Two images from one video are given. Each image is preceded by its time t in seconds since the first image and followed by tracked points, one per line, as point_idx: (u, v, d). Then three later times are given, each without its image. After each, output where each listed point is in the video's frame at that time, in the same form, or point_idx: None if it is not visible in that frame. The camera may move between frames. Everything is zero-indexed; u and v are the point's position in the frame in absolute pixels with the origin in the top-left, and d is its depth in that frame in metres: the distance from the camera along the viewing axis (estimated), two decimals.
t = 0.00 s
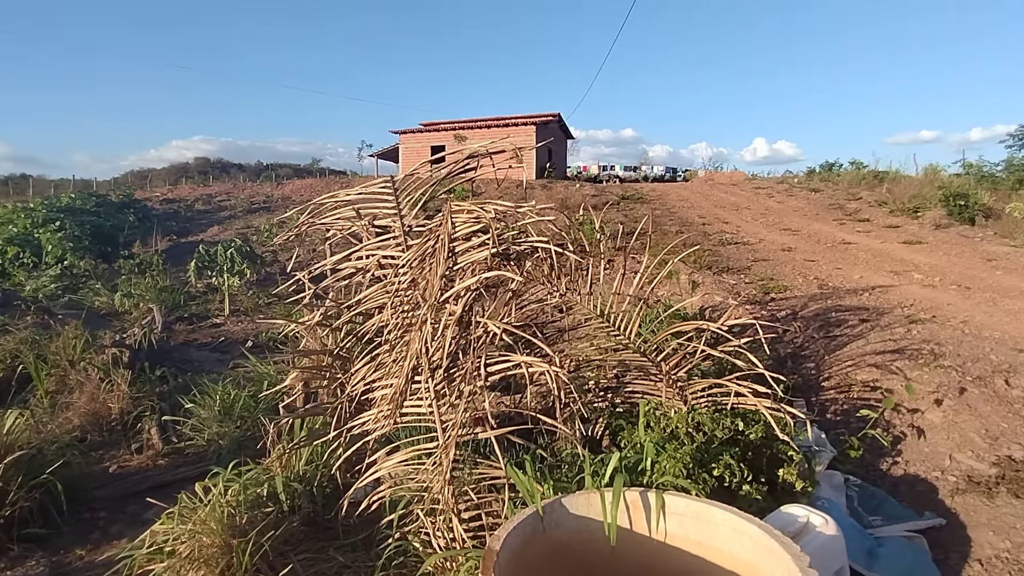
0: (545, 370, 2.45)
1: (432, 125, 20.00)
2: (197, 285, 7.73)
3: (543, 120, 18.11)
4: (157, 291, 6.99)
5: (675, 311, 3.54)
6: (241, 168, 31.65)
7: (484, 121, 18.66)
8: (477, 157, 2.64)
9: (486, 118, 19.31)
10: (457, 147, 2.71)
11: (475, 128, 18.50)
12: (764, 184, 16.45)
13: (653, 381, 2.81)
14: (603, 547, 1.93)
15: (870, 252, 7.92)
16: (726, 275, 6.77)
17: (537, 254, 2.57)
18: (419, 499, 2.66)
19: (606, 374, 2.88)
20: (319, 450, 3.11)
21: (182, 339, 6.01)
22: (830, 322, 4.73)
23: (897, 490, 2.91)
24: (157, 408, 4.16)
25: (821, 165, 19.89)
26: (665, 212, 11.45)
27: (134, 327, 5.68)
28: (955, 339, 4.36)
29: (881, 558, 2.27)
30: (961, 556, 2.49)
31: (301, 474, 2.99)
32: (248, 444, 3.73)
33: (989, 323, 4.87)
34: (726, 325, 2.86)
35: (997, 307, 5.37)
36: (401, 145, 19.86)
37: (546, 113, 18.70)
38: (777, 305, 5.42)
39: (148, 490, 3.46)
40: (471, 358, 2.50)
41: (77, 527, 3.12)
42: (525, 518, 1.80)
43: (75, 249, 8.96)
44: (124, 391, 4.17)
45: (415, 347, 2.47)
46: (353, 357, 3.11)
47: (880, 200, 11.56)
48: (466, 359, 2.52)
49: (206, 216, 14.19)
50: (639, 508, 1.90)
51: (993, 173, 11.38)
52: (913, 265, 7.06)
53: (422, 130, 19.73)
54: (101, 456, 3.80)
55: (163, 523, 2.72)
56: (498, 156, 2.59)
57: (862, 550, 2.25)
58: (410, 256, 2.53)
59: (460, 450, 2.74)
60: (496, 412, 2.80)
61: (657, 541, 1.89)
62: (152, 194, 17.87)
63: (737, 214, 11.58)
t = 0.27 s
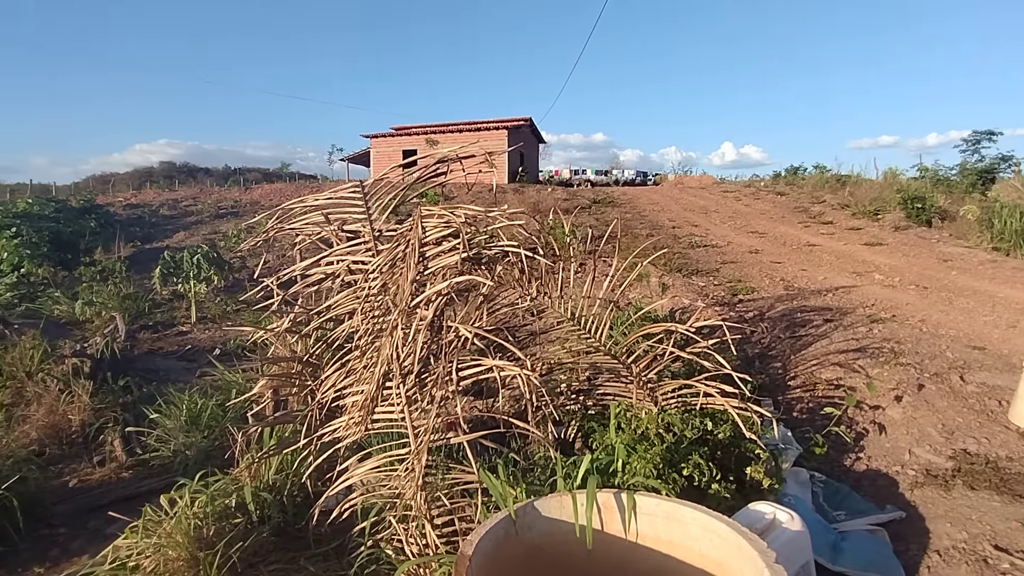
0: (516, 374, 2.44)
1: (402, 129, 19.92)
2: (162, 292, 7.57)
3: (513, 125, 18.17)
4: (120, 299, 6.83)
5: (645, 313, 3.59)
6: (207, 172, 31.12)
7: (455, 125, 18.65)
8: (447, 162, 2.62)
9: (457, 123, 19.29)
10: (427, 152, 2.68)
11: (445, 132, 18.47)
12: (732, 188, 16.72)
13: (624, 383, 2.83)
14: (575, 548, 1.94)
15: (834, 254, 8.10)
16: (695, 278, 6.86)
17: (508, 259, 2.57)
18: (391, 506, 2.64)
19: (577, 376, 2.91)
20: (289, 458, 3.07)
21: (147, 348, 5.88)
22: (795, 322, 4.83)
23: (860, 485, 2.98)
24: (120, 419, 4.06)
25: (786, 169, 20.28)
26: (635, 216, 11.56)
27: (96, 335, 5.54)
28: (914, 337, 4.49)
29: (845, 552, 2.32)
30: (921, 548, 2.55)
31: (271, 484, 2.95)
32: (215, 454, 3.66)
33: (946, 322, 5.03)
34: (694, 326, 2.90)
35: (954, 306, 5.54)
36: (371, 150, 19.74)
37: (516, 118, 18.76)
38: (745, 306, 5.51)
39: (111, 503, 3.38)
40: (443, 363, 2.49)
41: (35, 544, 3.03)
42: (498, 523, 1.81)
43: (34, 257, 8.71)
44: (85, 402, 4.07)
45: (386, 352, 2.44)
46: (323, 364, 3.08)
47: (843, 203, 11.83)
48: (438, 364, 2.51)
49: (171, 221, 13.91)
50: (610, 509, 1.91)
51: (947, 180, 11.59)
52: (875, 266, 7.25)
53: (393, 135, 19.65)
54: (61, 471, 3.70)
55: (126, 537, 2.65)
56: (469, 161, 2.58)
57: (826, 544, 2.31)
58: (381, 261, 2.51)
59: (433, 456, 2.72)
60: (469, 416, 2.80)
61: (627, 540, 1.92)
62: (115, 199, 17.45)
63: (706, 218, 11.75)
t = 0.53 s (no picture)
0: (487, 376, 2.43)
1: (372, 131, 19.77)
2: (125, 297, 7.39)
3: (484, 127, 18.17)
4: (80, 304, 6.65)
5: (616, 313, 3.64)
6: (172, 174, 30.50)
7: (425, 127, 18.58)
8: (417, 164, 2.59)
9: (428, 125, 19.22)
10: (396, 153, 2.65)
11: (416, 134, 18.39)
12: (700, 189, 16.95)
13: (596, 383, 2.84)
14: (548, 549, 1.95)
15: (799, 254, 8.26)
16: (666, 278, 6.93)
17: (479, 260, 2.55)
18: (363, 511, 2.61)
19: (549, 377, 2.93)
20: (258, 465, 3.02)
21: (109, 354, 5.73)
22: (763, 321, 4.91)
23: (825, 479, 3.04)
24: (81, 428, 3.95)
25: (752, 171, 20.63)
26: (606, 217, 11.64)
27: (56, 342, 5.39)
28: (876, 334, 4.60)
29: (811, 545, 2.38)
30: (883, 539, 2.62)
31: (239, 491, 2.91)
32: (181, 462, 3.59)
33: (906, 319, 5.16)
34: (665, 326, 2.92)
35: (913, 303, 5.70)
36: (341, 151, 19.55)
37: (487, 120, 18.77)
38: (714, 305, 5.59)
39: (71, 515, 3.29)
40: (414, 365, 2.47)
41: None
42: (470, 525, 1.80)
43: None
44: (43, 412, 3.96)
45: (356, 355, 2.40)
46: (293, 368, 3.04)
47: (808, 204, 12.08)
48: (409, 367, 2.49)
49: (135, 224, 13.59)
50: (582, 509, 1.92)
51: (905, 178, 12.05)
52: (838, 265, 7.41)
53: (363, 137, 19.50)
54: (18, 484, 3.59)
55: (87, 551, 2.59)
56: (438, 163, 2.56)
57: (793, 537, 2.36)
58: (350, 263, 2.47)
59: (406, 459, 2.71)
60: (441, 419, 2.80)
61: (597, 539, 1.93)
62: (75, 202, 16.98)
63: (675, 219, 11.89)
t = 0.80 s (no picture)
0: (451, 377, 2.40)
1: (334, 130, 19.50)
2: (75, 302, 7.14)
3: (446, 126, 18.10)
4: (27, 311, 6.40)
5: (579, 312, 3.68)
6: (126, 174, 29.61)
7: (387, 127, 18.41)
8: (378, 164, 2.54)
9: (390, 125, 19.05)
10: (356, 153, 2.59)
11: (377, 133, 18.21)
12: (662, 189, 17.17)
13: (561, 382, 2.83)
14: (513, 550, 1.95)
15: (758, 251, 8.43)
16: (629, 277, 7.00)
17: (442, 260, 2.51)
18: (325, 518, 2.57)
19: (514, 377, 2.91)
20: (215, 474, 2.94)
21: (57, 363, 5.53)
22: (723, 318, 4.99)
23: (785, 470, 3.09)
24: (26, 441, 3.80)
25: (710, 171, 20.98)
26: (570, 216, 11.70)
27: None
28: (831, 328, 4.72)
29: (771, 537, 2.42)
30: (838, 527, 2.69)
31: (197, 502, 2.83)
32: (135, 473, 3.48)
33: (858, 313, 5.32)
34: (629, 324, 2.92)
35: (866, 298, 5.87)
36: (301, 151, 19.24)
37: (449, 120, 18.70)
38: (676, 303, 5.66)
39: (16, 532, 3.16)
40: (377, 368, 2.43)
41: None
42: (435, 529, 1.78)
43: None
44: None
45: (316, 359, 2.36)
46: (251, 373, 2.98)
47: (765, 203, 12.35)
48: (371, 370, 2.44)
49: (85, 227, 13.15)
50: (547, 508, 1.92)
51: (857, 177, 12.33)
52: (794, 262, 7.59)
53: (325, 136, 19.24)
54: None
55: (32, 569, 2.49)
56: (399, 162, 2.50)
57: (754, 530, 2.39)
58: (309, 265, 2.42)
59: (369, 464, 2.71)
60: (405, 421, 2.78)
61: (560, 538, 1.94)
62: (21, 204, 16.34)
63: (638, 218, 12.01)
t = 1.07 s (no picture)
0: (399, 380, 2.35)
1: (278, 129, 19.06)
2: None
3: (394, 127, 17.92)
4: None
5: (528, 311, 3.68)
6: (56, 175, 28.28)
7: (333, 127, 18.10)
8: (321, 163, 2.43)
9: (336, 125, 18.74)
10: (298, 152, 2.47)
11: (323, 134, 17.89)
12: (609, 190, 17.41)
13: (511, 382, 2.78)
14: (463, 552, 1.94)
15: (702, 250, 8.63)
16: (578, 276, 7.07)
17: (387, 262, 2.45)
18: (269, 529, 2.50)
19: (465, 379, 2.83)
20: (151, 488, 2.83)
21: None
22: (669, 315, 5.09)
23: (728, 462, 3.17)
24: None
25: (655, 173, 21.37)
26: (520, 217, 11.74)
27: None
28: (771, 324, 4.87)
29: (714, 528, 2.49)
30: (778, 515, 2.77)
31: (131, 518, 2.72)
32: (63, 491, 3.31)
33: (796, 309, 5.51)
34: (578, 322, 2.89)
35: (803, 294, 6.08)
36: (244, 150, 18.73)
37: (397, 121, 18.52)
38: (624, 301, 5.75)
39: None
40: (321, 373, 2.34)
41: None
42: (383, 535, 1.76)
43: None
44: None
45: (258, 365, 2.29)
46: (189, 381, 2.88)
47: (709, 203, 12.66)
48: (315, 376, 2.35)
49: (10, 229, 12.49)
50: (497, 509, 1.92)
51: (795, 180, 12.56)
52: (736, 260, 7.80)
53: (269, 135, 18.80)
54: None
55: None
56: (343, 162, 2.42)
57: (699, 522, 2.45)
58: (249, 268, 2.34)
59: (315, 471, 2.65)
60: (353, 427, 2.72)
61: (509, 539, 1.94)
62: None
63: (587, 218, 12.14)
